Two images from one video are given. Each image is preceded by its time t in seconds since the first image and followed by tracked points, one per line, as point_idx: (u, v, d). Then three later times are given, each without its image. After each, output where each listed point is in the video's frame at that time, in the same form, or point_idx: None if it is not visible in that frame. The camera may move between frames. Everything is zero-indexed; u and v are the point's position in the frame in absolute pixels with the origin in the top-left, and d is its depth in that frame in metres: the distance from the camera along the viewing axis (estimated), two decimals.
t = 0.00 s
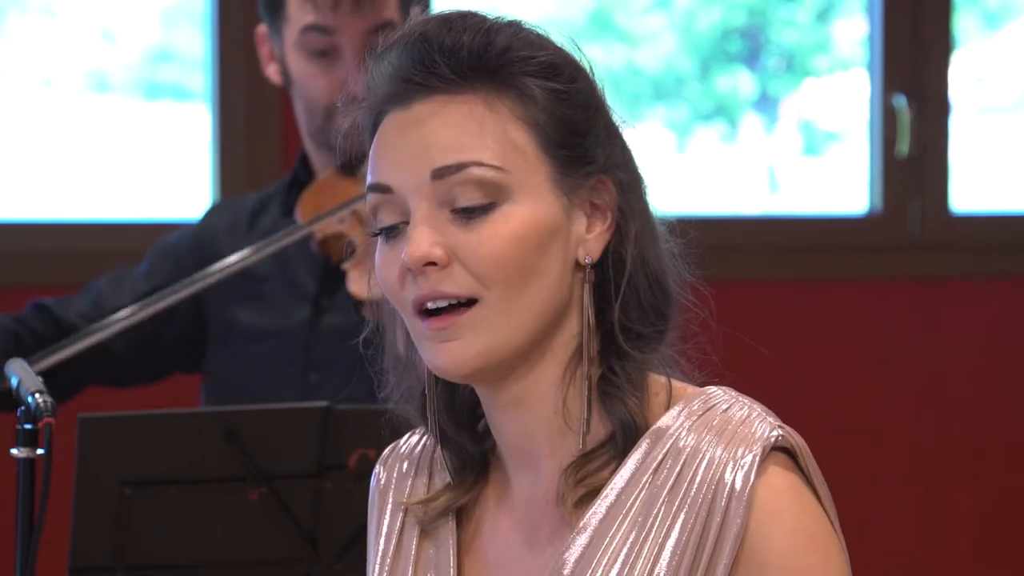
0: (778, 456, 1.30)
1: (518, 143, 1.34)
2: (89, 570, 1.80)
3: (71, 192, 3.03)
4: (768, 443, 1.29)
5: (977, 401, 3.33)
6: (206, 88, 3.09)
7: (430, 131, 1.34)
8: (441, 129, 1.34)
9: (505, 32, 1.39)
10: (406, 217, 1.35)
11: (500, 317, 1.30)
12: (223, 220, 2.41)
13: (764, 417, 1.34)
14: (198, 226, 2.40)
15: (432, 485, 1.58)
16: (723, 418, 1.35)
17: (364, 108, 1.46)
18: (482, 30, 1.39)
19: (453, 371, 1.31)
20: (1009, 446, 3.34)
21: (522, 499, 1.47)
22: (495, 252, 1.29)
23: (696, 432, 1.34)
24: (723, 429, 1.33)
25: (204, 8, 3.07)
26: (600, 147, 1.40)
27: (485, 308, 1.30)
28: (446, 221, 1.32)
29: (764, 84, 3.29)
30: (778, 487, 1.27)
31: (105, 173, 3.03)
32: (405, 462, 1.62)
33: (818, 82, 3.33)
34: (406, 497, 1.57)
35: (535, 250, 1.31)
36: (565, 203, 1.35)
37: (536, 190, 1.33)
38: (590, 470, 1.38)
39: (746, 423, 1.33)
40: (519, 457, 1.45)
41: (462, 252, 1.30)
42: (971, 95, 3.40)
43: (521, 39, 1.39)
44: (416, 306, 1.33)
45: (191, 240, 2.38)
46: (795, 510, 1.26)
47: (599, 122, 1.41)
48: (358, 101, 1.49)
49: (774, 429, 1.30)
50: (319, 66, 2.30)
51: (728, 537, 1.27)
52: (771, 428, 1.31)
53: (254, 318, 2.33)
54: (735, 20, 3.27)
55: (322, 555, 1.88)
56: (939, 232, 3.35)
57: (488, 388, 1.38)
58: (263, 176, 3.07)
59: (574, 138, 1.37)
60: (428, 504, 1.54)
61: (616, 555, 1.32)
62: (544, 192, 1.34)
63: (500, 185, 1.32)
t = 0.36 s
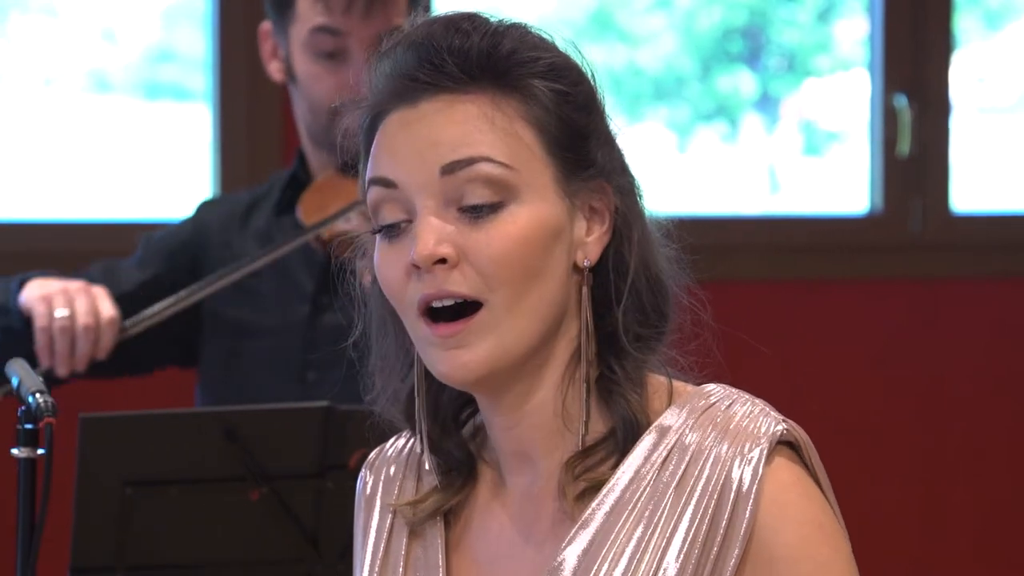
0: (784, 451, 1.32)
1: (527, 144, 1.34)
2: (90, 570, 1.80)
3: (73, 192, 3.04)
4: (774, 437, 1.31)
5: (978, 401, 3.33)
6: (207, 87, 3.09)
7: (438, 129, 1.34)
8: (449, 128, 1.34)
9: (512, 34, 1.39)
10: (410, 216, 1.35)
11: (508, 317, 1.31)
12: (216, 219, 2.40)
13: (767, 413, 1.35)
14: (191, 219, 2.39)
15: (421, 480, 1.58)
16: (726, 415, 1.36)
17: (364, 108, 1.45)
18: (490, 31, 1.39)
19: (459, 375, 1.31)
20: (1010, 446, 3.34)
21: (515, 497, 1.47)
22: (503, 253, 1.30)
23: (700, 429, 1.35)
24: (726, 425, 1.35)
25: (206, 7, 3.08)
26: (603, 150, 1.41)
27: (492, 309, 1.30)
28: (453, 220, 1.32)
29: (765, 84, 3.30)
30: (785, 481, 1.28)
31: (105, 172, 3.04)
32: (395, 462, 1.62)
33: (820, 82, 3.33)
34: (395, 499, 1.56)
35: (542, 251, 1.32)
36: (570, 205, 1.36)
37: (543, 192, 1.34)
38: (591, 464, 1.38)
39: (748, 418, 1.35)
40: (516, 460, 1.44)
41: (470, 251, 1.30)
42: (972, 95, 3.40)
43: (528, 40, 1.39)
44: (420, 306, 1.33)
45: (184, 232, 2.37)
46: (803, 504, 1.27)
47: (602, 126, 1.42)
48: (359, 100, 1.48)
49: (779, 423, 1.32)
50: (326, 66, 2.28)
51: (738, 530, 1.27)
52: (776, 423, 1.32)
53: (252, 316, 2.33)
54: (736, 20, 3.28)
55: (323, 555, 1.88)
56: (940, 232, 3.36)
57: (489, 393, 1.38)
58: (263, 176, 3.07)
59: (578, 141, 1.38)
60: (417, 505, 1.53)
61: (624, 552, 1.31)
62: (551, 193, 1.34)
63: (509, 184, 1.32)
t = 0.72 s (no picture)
0: (773, 445, 1.32)
1: (500, 150, 1.35)
2: (91, 569, 1.80)
3: (74, 191, 3.04)
4: (762, 433, 1.31)
5: (978, 401, 3.33)
6: (208, 86, 3.11)
7: (414, 134, 1.35)
8: (424, 131, 1.35)
9: (495, 36, 1.39)
10: (387, 217, 1.35)
11: (476, 322, 1.31)
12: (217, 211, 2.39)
13: (754, 409, 1.36)
14: (187, 202, 2.38)
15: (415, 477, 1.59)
16: (714, 412, 1.36)
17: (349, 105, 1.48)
18: (472, 33, 1.39)
19: (427, 377, 1.31)
20: (1011, 446, 3.34)
21: (503, 494, 1.47)
22: (471, 259, 1.30)
23: (688, 425, 1.35)
24: (715, 422, 1.35)
25: (206, 7, 3.09)
26: (584, 156, 1.40)
27: (459, 315, 1.31)
28: (425, 224, 1.33)
29: (766, 84, 3.30)
30: (775, 473, 1.29)
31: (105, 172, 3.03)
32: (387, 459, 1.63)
33: (821, 82, 3.33)
34: (387, 497, 1.57)
35: (513, 257, 1.32)
36: (546, 211, 1.36)
37: (516, 198, 1.34)
38: (576, 464, 1.39)
39: (736, 415, 1.35)
40: (504, 457, 1.45)
41: (437, 255, 1.31)
42: (973, 95, 3.40)
43: (510, 43, 1.39)
44: (392, 309, 1.34)
45: (180, 215, 2.36)
46: (795, 495, 1.27)
47: (584, 132, 1.41)
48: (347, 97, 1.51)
49: (767, 419, 1.33)
50: (328, 66, 2.28)
51: (727, 525, 1.28)
52: (764, 419, 1.33)
53: (248, 310, 2.32)
54: (737, 20, 3.28)
55: (325, 555, 1.90)
56: (941, 232, 3.36)
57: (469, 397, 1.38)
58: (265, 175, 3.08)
59: (555, 147, 1.38)
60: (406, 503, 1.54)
61: (612, 548, 1.31)
62: (524, 199, 1.34)
63: (481, 191, 1.33)
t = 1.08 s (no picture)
0: (755, 438, 1.33)
1: (505, 147, 1.36)
2: (100, 569, 1.81)
3: (82, 190, 3.05)
4: (742, 427, 1.32)
5: (986, 399, 3.34)
6: (216, 84, 3.12)
7: (420, 129, 1.37)
8: (430, 127, 1.36)
9: (503, 31, 1.41)
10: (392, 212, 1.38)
11: (477, 318, 1.33)
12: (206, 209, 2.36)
13: (737, 403, 1.36)
14: (172, 189, 2.35)
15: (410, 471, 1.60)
16: (696, 404, 1.37)
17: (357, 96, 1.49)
18: (480, 29, 1.41)
19: (428, 369, 1.33)
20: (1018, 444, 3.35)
21: (491, 484, 1.49)
22: (472, 256, 1.32)
23: (671, 418, 1.36)
24: (696, 415, 1.36)
25: (214, 5, 3.10)
26: (590, 152, 1.41)
27: (461, 310, 1.32)
28: (429, 222, 1.35)
29: (774, 82, 3.31)
30: (758, 463, 1.30)
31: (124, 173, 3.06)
32: (383, 451, 1.65)
33: (828, 80, 3.34)
34: (384, 488, 1.59)
35: (516, 255, 1.34)
36: (551, 208, 1.37)
37: (520, 195, 1.36)
38: (563, 455, 1.41)
39: (718, 408, 1.36)
40: (495, 445, 1.47)
41: (440, 252, 1.33)
42: (981, 93, 3.41)
43: (518, 40, 1.41)
44: (395, 305, 1.35)
45: (166, 202, 2.33)
46: (779, 484, 1.28)
47: (590, 129, 1.42)
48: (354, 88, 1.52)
49: (748, 414, 1.33)
50: (315, 90, 2.19)
51: (706, 516, 1.28)
52: (745, 413, 1.34)
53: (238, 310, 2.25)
54: (744, 18, 3.29)
55: (334, 555, 1.91)
56: (948, 230, 3.37)
57: (468, 386, 1.40)
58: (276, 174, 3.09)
59: (561, 144, 1.39)
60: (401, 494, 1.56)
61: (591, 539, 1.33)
62: (529, 196, 1.36)
63: (485, 189, 1.35)
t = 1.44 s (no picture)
0: (783, 428, 1.31)
1: (566, 136, 1.35)
2: (129, 568, 1.84)
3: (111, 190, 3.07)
4: (774, 417, 1.30)
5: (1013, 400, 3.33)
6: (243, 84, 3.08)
7: (484, 115, 1.34)
8: (494, 111, 1.34)
9: (572, 23, 1.39)
10: (441, 194, 1.35)
11: (532, 308, 1.32)
12: (225, 218, 2.36)
13: (764, 394, 1.35)
14: (122, 199, 2.33)
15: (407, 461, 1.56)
16: (723, 396, 1.35)
17: (400, 70, 1.46)
18: (550, 18, 1.38)
19: (473, 354, 1.32)
20: None
21: (501, 479, 1.46)
22: (532, 244, 1.31)
23: (698, 410, 1.34)
24: (725, 406, 1.34)
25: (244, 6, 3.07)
26: (640, 147, 1.42)
27: (516, 297, 1.31)
28: (488, 207, 1.33)
29: (802, 82, 3.29)
30: (788, 452, 1.28)
31: (121, 170, 3.03)
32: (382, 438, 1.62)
33: (856, 80, 3.32)
34: (384, 482, 1.54)
35: (572, 248, 1.33)
36: (602, 200, 1.37)
37: (580, 187, 1.35)
38: (587, 443, 1.37)
39: (746, 400, 1.34)
40: (509, 436, 1.44)
41: (499, 239, 1.31)
42: (1010, 93, 3.38)
43: (587, 32, 1.39)
44: (441, 289, 1.33)
45: (116, 215, 2.32)
46: (810, 472, 1.26)
47: (640, 124, 1.42)
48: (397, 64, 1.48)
49: (778, 404, 1.32)
50: (277, 86, 2.30)
51: (739, 507, 1.26)
52: (775, 404, 1.32)
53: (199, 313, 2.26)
54: (772, 17, 3.27)
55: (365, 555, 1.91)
56: (977, 230, 3.34)
57: (493, 375, 1.39)
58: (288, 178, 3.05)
59: (616, 137, 1.39)
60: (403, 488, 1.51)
61: (619, 531, 1.30)
62: (586, 187, 1.35)
63: (550, 179, 1.33)
